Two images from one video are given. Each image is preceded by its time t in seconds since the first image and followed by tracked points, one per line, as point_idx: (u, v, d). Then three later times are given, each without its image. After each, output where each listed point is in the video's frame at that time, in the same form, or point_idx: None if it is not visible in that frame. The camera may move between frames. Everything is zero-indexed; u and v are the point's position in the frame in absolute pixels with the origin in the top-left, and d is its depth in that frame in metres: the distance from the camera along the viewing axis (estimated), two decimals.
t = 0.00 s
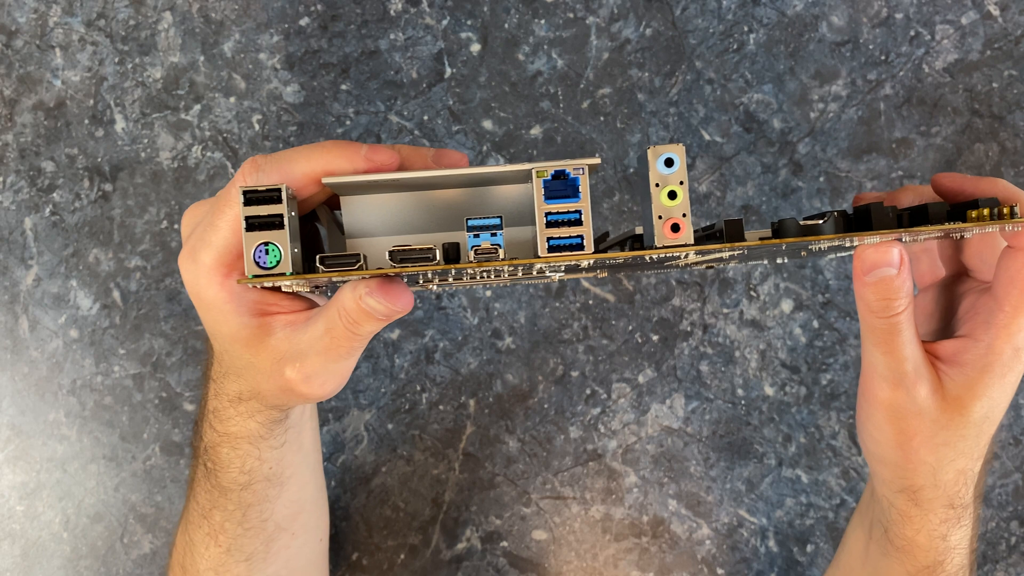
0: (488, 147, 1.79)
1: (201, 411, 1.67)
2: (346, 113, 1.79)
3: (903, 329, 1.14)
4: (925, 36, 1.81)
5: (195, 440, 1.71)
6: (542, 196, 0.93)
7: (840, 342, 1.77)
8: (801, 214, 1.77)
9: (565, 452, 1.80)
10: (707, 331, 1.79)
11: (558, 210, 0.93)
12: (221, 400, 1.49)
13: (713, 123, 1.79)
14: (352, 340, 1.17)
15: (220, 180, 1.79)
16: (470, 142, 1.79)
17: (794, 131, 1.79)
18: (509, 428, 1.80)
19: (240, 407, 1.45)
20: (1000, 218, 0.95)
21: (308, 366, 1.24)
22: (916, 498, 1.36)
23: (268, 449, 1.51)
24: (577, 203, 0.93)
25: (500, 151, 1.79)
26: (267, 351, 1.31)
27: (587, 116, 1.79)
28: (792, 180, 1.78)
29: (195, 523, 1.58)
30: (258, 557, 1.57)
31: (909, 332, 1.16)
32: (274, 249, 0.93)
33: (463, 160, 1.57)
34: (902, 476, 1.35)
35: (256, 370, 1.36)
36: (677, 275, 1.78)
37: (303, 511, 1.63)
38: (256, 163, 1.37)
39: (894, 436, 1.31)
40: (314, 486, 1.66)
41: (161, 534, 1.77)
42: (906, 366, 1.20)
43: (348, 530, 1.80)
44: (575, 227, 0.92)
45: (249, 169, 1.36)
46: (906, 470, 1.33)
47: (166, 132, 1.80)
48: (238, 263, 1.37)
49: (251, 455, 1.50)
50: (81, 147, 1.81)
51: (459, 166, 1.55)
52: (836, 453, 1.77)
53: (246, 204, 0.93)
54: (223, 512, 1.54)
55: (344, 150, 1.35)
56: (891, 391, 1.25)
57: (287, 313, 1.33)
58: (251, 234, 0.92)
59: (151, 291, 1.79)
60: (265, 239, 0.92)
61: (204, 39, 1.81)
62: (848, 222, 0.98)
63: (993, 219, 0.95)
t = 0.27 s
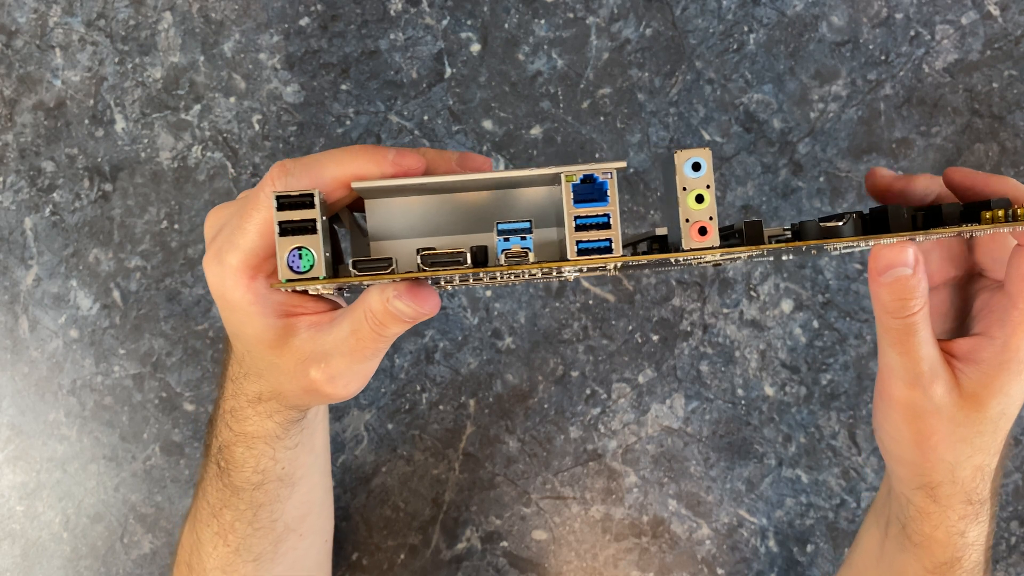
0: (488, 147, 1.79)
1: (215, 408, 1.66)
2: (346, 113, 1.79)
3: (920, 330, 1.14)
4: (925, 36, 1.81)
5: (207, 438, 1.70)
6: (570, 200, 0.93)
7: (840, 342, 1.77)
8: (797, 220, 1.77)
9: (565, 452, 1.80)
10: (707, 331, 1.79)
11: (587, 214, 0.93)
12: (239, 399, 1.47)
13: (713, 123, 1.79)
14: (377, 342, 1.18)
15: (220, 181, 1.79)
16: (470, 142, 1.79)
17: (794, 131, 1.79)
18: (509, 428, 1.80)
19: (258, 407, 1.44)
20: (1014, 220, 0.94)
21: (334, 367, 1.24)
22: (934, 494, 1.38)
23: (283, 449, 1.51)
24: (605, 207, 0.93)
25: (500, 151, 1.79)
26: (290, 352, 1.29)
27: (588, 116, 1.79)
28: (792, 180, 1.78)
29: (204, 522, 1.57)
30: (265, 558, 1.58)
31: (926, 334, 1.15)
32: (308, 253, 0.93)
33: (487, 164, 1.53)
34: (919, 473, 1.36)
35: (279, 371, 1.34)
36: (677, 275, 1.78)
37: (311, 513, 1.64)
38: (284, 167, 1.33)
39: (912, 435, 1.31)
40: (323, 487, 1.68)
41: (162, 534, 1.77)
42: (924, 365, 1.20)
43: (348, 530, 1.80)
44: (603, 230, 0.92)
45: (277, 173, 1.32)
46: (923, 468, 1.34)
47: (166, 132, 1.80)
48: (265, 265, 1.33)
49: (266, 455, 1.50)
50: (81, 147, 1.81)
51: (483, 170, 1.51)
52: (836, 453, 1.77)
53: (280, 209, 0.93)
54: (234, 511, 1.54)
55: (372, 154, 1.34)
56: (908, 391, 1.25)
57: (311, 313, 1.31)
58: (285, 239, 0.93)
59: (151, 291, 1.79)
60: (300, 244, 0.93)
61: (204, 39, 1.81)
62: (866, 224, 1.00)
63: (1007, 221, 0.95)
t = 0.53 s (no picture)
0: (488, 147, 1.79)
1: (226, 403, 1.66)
2: (346, 113, 1.79)
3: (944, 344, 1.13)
4: (925, 36, 1.81)
5: (216, 434, 1.69)
6: (590, 191, 0.93)
7: (840, 342, 1.77)
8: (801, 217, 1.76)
9: (565, 452, 1.80)
10: (707, 331, 1.79)
11: (606, 205, 0.93)
12: (253, 392, 1.46)
13: (713, 123, 1.79)
14: (396, 333, 1.17)
15: (221, 181, 1.79)
16: (470, 142, 1.79)
17: (794, 131, 1.79)
18: (509, 428, 1.80)
19: (272, 401, 1.44)
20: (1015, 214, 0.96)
21: (352, 358, 1.23)
22: (942, 501, 1.38)
23: (293, 445, 1.50)
24: (624, 198, 0.93)
25: (500, 151, 1.79)
26: (308, 344, 1.27)
27: (588, 116, 1.79)
28: (792, 180, 1.78)
29: (211, 518, 1.57)
30: (270, 555, 1.58)
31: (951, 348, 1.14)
32: (333, 242, 0.94)
33: (504, 160, 1.56)
34: (930, 480, 1.36)
35: (295, 364, 1.31)
36: (677, 275, 1.78)
37: (317, 510, 1.63)
38: (308, 159, 1.31)
39: (926, 444, 1.31)
40: (328, 484, 1.67)
41: (162, 535, 1.77)
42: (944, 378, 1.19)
43: (348, 530, 1.80)
44: (622, 221, 0.92)
45: (301, 166, 1.30)
46: (935, 475, 1.35)
47: (166, 132, 1.80)
48: (287, 256, 1.33)
49: (277, 450, 1.49)
50: (81, 147, 1.81)
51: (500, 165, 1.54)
52: (836, 452, 1.77)
53: (304, 199, 0.93)
54: (242, 507, 1.54)
55: (395, 147, 1.30)
56: (927, 401, 1.24)
57: (328, 304, 1.29)
58: (310, 228, 0.93)
59: (151, 291, 1.79)
60: (325, 232, 0.93)
61: (204, 39, 1.81)
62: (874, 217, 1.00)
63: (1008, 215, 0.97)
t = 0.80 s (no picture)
0: (488, 147, 1.79)
1: (229, 402, 1.66)
2: (346, 113, 1.79)
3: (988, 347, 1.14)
4: (925, 36, 1.81)
5: (219, 433, 1.69)
6: (598, 194, 0.93)
7: (840, 343, 1.77)
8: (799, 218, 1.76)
9: (564, 452, 1.80)
10: (707, 331, 1.79)
11: (614, 208, 0.93)
12: (258, 392, 1.46)
13: (713, 123, 1.79)
14: (403, 334, 1.17)
15: (221, 181, 1.79)
16: (470, 142, 1.79)
17: (794, 131, 1.79)
18: (509, 428, 1.80)
19: (278, 401, 1.43)
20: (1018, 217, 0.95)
21: (359, 359, 1.23)
22: (960, 512, 1.38)
23: (297, 445, 1.50)
24: (631, 201, 0.93)
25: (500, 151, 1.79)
26: (315, 344, 1.27)
27: (588, 116, 1.79)
28: (792, 180, 1.78)
29: (213, 517, 1.57)
30: (273, 554, 1.58)
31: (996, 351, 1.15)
32: (342, 245, 0.94)
33: (511, 161, 1.53)
34: (952, 488, 1.35)
35: (302, 364, 1.32)
36: (677, 275, 1.79)
37: (319, 510, 1.63)
38: (315, 160, 1.28)
39: (955, 450, 1.30)
40: (331, 484, 1.67)
41: (161, 535, 1.78)
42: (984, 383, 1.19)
43: (348, 530, 1.80)
44: (629, 224, 0.93)
45: (308, 167, 1.27)
46: (960, 484, 1.34)
47: (166, 132, 1.80)
48: (294, 258, 1.31)
49: (281, 450, 1.49)
50: (81, 147, 1.81)
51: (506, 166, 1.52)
52: (836, 453, 1.77)
53: (314, 201, 0.93)
54: (245, 506, 1.53)
55: (402, 149, 1.28)
56: (964, 405, 1.24)
57: (335, 305, 1.29)
58: (319, 230, 0.93)
59: (151, 291, 1.79)
60: (334, 235, 0.93)
61: (204, 39, 1.81)
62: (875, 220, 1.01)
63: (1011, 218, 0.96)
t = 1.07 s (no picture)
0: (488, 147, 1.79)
1: (234, 402, 1.66)
2: (346, 113, 1.79)
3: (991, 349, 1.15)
4: (925, 36, 1.81)
5: (223, 433, 1.69)
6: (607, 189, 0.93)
7: (840, 342, 1.77)
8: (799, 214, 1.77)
9: (564, 452, 1.80)
10: (707, 331, 1.79)
11: (624, 204, 0.93)
12: (265, 391, 1.46)
13: (713, 123, 1.79)
14: (413, 332, 1.17)
15: (221, 181, 1.79)
16: (470, 142, 1.79)
17: (794, 131, 1.79)
18: (510, 427, 1.80)
19: (286, 400, 1.43)
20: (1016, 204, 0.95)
21: (370, 356, 1.24)
22: (963, 520, 1.36)
23: (303, 444, 1.50)
24: (640, 196, 0.93)
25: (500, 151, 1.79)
26: (325, 343, 1.28)
27: (588, 116, 1.79)
28: (792, 180, 1.78)
29: (216, 516, 1.57)
30: (275, 554, 1.58)
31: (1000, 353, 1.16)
32: (356, 246, 0.94)
33: (517, 158, 1.52)
34: (954, 494, 1.34)
35: (311, 364, 1.32)
36: (677, 275, 1.79)
37: (322, 509, 1.64)
38: (324, 161, 1.25)
39: (959, 456, 1.29)
40: (334, 483, 1.67)
41: (161, 535, 1.78)
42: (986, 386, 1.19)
43: (348, 530, 1.80)
44: (639, 218, 0.92)
45: (318, 168, 1.24)
46: (962, 490, 1.33)
47: (166, 132, 1.80)
48: (303, 257, 1.30)
49: (286, 449, 1.49)
50: (81, 147, 1.81)
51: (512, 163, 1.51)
52: (836, 453, 1.77)
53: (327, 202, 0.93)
54: (249, 505, 1.53)
55: (411, 148, 1.25)
56: (967, 408, 1.24)
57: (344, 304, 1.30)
58: (333, 231, 0.93)
59: (151, 291, 1.79)
60: (348, 236, 0.93)
61: (204, 39, 1.81)
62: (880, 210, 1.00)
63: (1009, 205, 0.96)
